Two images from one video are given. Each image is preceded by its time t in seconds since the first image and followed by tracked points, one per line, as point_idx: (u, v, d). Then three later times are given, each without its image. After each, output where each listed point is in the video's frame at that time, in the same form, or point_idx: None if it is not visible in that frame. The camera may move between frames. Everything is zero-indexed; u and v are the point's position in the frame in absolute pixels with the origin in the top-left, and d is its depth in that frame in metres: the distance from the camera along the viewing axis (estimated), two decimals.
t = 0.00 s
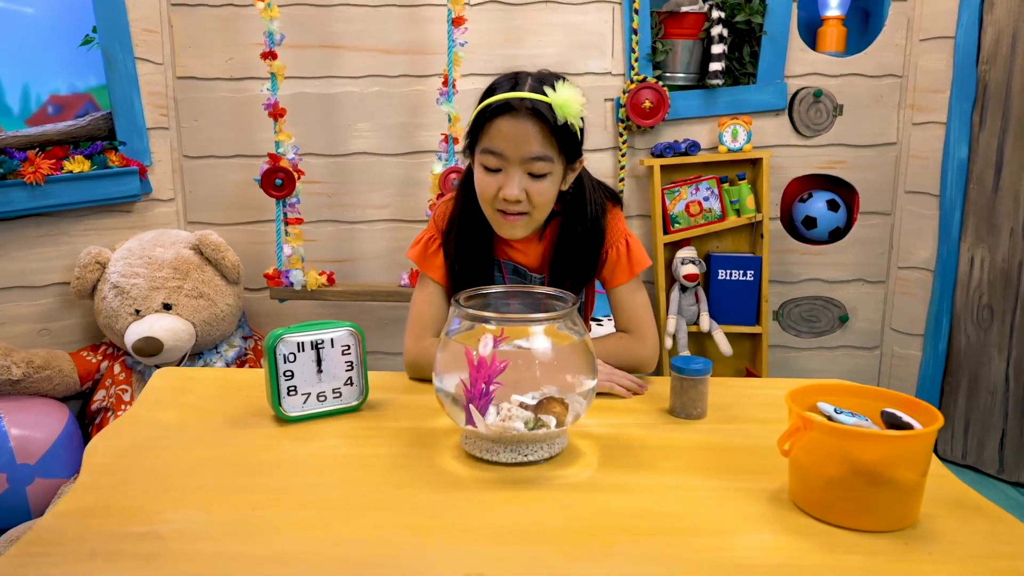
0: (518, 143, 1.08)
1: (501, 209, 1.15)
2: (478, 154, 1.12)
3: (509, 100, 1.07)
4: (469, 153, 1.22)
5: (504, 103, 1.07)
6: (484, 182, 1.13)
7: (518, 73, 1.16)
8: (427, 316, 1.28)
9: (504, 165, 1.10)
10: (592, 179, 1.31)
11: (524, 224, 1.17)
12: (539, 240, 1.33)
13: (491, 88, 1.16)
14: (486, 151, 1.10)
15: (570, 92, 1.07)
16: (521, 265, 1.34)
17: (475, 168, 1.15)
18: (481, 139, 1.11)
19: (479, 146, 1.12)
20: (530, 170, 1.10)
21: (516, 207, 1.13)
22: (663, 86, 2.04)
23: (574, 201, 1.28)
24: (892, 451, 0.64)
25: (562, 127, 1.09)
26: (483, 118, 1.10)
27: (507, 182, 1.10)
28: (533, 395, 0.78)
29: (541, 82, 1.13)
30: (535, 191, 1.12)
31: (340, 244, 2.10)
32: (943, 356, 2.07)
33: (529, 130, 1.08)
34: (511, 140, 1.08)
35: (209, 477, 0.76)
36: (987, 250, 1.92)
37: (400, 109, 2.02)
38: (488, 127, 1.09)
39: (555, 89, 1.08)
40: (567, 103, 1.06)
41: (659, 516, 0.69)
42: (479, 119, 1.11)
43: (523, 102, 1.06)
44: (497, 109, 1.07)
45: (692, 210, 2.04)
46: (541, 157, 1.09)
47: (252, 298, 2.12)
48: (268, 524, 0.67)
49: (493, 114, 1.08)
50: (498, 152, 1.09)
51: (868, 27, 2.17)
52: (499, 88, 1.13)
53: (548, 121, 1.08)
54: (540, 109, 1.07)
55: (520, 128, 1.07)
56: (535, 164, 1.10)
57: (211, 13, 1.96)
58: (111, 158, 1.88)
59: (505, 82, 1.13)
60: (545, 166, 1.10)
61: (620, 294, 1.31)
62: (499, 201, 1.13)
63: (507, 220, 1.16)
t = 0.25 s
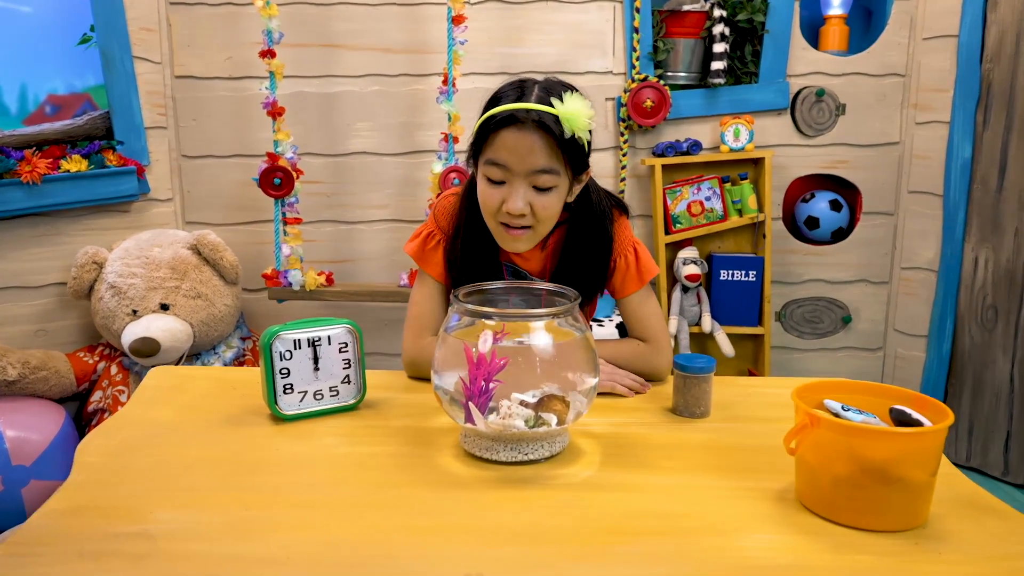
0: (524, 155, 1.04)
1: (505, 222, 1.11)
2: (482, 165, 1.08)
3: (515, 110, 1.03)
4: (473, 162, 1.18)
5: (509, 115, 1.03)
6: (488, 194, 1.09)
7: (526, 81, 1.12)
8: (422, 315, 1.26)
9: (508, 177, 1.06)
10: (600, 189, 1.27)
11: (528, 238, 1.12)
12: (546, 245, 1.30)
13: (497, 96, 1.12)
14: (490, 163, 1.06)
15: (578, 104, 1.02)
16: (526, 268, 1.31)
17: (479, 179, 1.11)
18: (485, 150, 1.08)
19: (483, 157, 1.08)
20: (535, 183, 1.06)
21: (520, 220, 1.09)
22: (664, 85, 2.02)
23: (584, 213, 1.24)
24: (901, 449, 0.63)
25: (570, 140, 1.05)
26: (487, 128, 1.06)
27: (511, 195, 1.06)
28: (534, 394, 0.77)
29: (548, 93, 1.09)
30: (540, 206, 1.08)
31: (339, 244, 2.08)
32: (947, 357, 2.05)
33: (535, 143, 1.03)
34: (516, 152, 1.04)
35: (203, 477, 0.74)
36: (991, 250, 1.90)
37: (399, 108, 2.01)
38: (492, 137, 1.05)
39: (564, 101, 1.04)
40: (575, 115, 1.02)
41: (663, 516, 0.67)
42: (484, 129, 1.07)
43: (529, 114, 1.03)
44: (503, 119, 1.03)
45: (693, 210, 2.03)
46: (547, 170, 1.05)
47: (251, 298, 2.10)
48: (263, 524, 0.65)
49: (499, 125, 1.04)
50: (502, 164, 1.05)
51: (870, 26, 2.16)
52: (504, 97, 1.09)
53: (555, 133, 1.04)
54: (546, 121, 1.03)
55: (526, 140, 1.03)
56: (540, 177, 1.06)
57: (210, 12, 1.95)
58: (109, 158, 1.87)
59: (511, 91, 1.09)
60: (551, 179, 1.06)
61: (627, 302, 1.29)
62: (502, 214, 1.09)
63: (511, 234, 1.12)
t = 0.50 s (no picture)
0: (530, 157, 1.02)
1: (509, 225, 1.09)
2: (487, 165, 1.07)
3: (523, 111, 1.01)
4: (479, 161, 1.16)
5: (517, 115, 1.01)
6: (493, 195, 1.07)
7: (535, 81, 1.11)
8: (420, 312, 1.25)
9: (514, 179, 1.04)
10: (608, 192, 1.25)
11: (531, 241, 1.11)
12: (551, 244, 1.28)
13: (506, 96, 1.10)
14: (495, 164, 1.05)
15: (588, 107, 1.01)
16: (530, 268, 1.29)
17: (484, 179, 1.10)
18: (491, 149, 1.06)
19: (489, 157, 1.07)
20: (541, 186, 1.04)
21: (524, 223, 1.07)
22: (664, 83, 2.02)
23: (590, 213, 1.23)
24: (908, 443, 0.61)
25: (578, 144, 1.04)
26: (494, 128, 1.04)
27: (516, 198, 1.04)
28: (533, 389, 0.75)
29: (558, 93, 1.08)
30: (545, 209, 1.06)
31: (337, 244, 2.07)
32: (950, 356, 2.04)
33: (542, 146, 1.02)
34: (522, 154, 1.02)
35: (195, 473, 0.73)
36: (994, 250, 1.88)
37: (398, 107, 2.00)
38: (499, 138, 1.03)
39: (573, 103, 1.02)
40: (585, 118, 1.00)
41: (663, 513, 0.66)
42: (490, 129, 1.06)
43: (537, 116, 1.01)
44: (510, 120, 1.02)
45: (694, 209, 2.01)
46: (553, 173, 1.04)
47: (248, 299, 2.09)
48: (255, 521, 0.64)
49: (506, 126, 1.03)
50: (508, 165, 1.04)
51: (871, 25, 2.15)
52: (513, 97, 1.07)
53: (563, 137, 1.02)
54: (554, 124, 1.01)
55: (533, 142, 1.01)
56: (546, 180, 1.04)
57: (207, 10, 1.94)
58: (106, 156, 1.86)
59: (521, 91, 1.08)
60: (557, 183, 1.05)
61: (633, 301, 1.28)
62: (506, 216, 1.08)
63: (514, 236, 1.10)
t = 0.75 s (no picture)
0: (532, 152, 1.01)
1: (511, 220, 1.08)
2: (490, 160, 1.06)
3: (526, 106, 1.00)
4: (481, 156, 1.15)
5: (520, 110, 1.00)
6: (495, 190, 1.06)
7: (538, 74, 1.10)
8: (420, 305, 1.24)
9: (516, 174, 1.03)
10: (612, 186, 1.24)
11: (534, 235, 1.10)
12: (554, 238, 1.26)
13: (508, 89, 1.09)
14: (497, 159, 1.04)
15: (591, 102, 1.00)
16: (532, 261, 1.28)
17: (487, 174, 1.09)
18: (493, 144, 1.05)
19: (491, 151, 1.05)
20: (543, 181, 1.03)
21: (527, 219, 1.06)
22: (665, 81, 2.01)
23: (592, 208, 1.22)
24: (915, 432, 0.60)
25: (582, 139, 1.02)
26: (496, 123, 1.03)
27: (518, 193, 1.03)
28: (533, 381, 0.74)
29: (561, 87, 1.07)
30: (548, 205, 1.05)
31: (336, 242, 2.06)
32: (953, 355, 2.03)
33: (545, 140, 1.01)
34: (524, 149, 1.01)
35: (188, 465, 0.72)
36: (997, 247, 1.86)
37: (398, 104, 1.99)
38: (501, 133, 1.02)
39: (576, 97, 1.02)
40: (588, 113, 1.00)
41: (665, 505, 0.65)
42: (492, 123, 1.05)
43: (540, 110, 1.00)
44: (512, 115, 1.01)
45: (694, 206, 2.00)
46: (556, 169, 1.02)
47: (246, 297, 2.08)
48: (248, 513, 0.63)
49: (508, 121, 1.02)
50: (510, 160, 1.02)
51: (873, 22, 2.14)
52: (515, 90, 1.06)
53: (566, 132, 1.01)
54: (557, 118, 1.00)
55: (535, 137, 1.00)
56: (549, 175, 1.03)
57: (204, 6, 1.92)
58: (104, 154, 1.85)
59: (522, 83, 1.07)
60: (561, 178, 1.03)
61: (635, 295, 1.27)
62: (509, 211, 1.07)
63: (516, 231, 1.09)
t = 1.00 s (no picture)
0: (531, 144, 1.00)
1: (511, 211, 1.08)
2: (489, 152, 1.05)
3: (523, 98, 0.99)
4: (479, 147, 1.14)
5: (517, 101, 0.99)
6: (494, 182, 1.06)
7: (536, 65, 1.09)
8: (419, 298, 1.23)
9: (515, 166, 1.03)
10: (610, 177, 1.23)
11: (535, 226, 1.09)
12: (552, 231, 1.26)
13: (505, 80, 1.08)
14: (496, 151, 1.03)
15: (589, 91, 0.99)
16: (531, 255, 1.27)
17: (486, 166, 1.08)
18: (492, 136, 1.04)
19: (489, 144, 1.05)
20: (543, 172, 1.03)
21: (527, 210, 1.06)
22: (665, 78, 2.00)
23: (592, 199, 1.21)
24: (921, 421, 0.59)
25: (580, 129, 1.01)
26: (494, 114, 1.02)
27: (517, 184, 1.02)
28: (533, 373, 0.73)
29: (559, 77, 1.06)
30: (548, 196, 1.04)
31: (336, 240, 2.05)
32: (955, 354, 2.02)
33: (543, 132, 1.00)
34: (523, 140, 1.00)
35: (185, 457, 0.71)
36: (999, 245, 1.84)
37: (397, 102, 1.98)
38: (499, 125, 1.01)
39: (574, 87, 1.00)
40: (587, 102, 0.98)
41: (667, 495, 0.64)
42: (490, 116, 1.04)
43: (538, 101, 0.99)
44: (509, 106, 1.00)
45: (695, 204, 1.99)
46: (555, 160, 1.02)
47: (245, 295, 2.08)
48: (246, 503, 0.62)
49: (506, 113, 1.01)
50: (508, 152, 1.02)
51: (873, 20, 2.14)
52: (513, 82, 1.05)
53: (564, 122, 1.00)
54: (555, 108, 0.99)
55: (533, 128, 0.99)
56: (548, 166, 1.02)
57: (203, 4, 1.92)
58: (102, 151, 1.85)
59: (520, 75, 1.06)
60: (560, 169, 1.03)
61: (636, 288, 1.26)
62: (509, 203, 1.06)
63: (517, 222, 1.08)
